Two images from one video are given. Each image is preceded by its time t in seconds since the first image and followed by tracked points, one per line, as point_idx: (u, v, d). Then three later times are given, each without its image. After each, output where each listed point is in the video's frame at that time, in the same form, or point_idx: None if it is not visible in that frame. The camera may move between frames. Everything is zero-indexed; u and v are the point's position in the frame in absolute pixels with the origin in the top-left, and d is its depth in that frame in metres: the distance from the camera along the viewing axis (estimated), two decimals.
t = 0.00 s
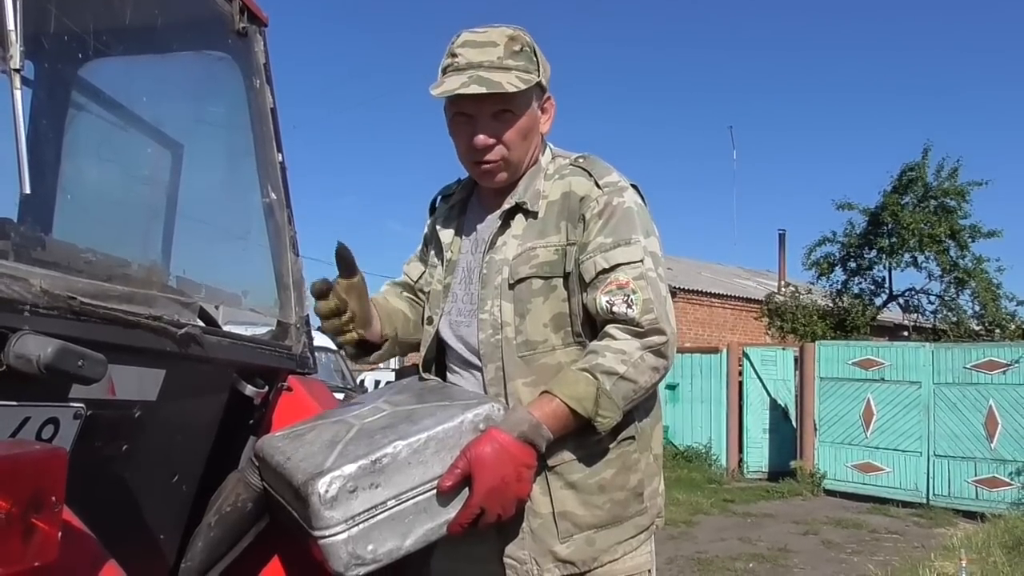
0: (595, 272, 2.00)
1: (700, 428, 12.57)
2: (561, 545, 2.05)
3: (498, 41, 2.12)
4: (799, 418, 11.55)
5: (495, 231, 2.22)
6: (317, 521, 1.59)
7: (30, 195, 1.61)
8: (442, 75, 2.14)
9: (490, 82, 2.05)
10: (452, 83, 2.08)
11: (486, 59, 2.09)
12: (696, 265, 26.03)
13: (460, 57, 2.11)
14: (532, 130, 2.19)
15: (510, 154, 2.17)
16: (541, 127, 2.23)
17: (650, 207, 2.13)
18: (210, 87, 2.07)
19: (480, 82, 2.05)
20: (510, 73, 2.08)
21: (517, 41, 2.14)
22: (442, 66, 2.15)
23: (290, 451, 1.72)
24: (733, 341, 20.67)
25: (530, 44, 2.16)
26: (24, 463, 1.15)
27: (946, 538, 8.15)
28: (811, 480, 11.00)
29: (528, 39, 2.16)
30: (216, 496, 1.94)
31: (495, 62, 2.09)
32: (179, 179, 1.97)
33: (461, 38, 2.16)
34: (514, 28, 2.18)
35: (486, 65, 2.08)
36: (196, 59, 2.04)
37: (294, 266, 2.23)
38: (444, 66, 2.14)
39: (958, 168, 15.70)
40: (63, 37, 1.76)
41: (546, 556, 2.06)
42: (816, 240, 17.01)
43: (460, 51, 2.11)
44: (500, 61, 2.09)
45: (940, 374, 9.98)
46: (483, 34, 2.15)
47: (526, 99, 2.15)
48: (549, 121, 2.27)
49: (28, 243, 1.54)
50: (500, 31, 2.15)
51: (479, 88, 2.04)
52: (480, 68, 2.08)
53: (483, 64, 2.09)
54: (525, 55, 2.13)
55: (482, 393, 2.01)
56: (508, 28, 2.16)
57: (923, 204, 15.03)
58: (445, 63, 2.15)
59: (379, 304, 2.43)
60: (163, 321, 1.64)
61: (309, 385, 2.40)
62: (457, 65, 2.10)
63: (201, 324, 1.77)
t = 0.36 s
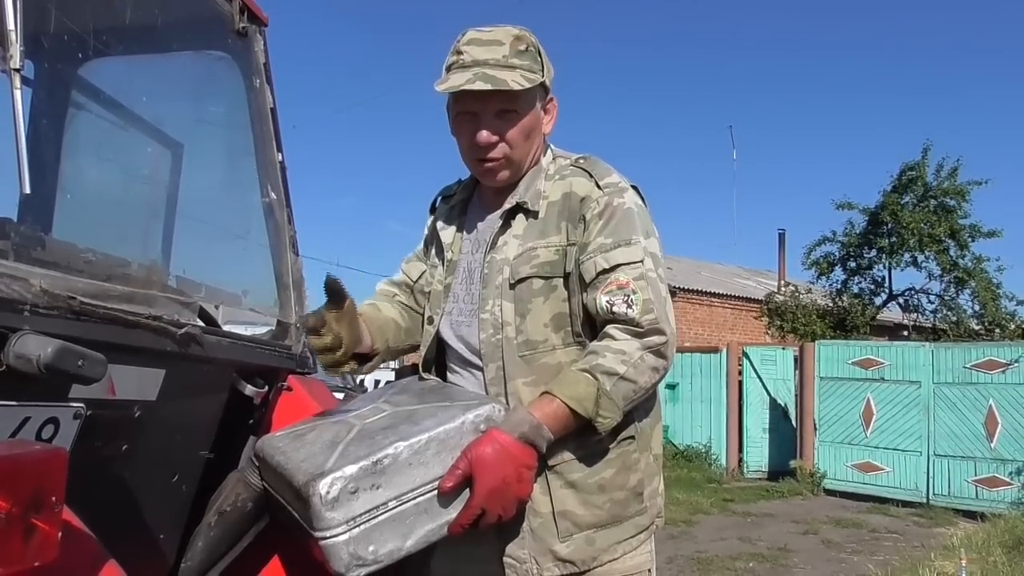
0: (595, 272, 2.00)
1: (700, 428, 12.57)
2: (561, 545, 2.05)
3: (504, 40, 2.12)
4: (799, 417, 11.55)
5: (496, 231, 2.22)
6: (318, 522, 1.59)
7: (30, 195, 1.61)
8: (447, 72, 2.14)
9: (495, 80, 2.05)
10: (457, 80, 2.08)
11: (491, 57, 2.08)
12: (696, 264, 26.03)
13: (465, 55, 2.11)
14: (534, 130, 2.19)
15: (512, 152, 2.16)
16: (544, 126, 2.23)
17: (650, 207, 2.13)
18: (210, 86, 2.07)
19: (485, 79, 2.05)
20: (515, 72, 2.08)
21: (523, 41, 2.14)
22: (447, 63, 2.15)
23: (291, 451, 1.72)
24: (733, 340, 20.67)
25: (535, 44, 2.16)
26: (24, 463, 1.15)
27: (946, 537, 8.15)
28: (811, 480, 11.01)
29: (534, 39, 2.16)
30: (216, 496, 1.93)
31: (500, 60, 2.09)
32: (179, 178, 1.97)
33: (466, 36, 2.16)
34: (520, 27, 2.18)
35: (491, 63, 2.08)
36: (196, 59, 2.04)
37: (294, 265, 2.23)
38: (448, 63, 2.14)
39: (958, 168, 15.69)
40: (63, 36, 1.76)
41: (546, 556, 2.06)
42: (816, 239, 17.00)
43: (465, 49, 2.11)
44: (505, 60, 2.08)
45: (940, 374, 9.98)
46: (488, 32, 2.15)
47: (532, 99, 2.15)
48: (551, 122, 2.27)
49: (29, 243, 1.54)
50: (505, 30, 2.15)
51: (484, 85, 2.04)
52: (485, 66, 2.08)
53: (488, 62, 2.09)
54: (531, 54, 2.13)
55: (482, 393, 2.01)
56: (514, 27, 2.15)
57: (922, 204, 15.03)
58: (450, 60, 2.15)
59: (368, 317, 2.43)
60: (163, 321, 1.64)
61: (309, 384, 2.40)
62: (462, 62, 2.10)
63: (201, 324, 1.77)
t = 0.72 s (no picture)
0: (596, 272, 2.00)
1: (700, 428, 12.57)
2: (563, 544, 2.05)
3: (497, 46, 2.11)
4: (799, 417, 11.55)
5: (497, 232, 2.22)
6: (318, 521, 1.59)
7: (30, 195, 1.60)
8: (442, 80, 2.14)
9: (488, 90, 2.05)
10: (451, 89, 2.07)
11: (485, 65, 2.09)
12: (696, 264, 26.03)
13: (458, 63, 2.11)
14: (531, 135, 2.19)
15: (508, 159, 2.17)
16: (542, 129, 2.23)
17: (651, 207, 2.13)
18: (210, 86, 2.07)
19: (478, 89, 2.05)
20: (509, 80, 2.08)
21: (517, 46, 2.13)
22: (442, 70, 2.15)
23: (292, 451, 1.72)
24: (733, 340, 20.67)
25: (529, 48, 2.15)
26: (26, 462, 1.15)
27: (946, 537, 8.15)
28: (811, 480, 11.01)
29: (528, 43, 2.16)
30: (217, 495, 1.94)
31: (493, 68, 2.09)
32: (180, 178, 1.97)
33: (460, 42, 2.16)
34: (515, 30, 2.17)
35: (485, 72, 2.08)
36: (196, 58, 2.04)
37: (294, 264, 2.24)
38: (443, 71, 2.14)
39: (958, 168, 15.68)
40: (64, 36, 1.76)
41: (548, 556, 2.06)
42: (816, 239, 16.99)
43: (458, 57, 2.11)
44: (499, 68, 2.08)
45: (940, 374, 9.98)
46: (482, 38, 2.15)
47: (527, 104, 2.14)
48: (549, 124, 2.26)
49: (29, 243, 1.54)
50: (499, 35, 2.14)
51: (477, 96, 2.04)
52: (478, 74, 2.08)
53: (482, 70, 2.09)
54: (525, 59, 2.13)
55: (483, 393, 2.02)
56: (508, 32, 2.15)
57: (923, 204, 15.02)
58: (445, 68, 2.15)
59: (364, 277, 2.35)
60: (164, 320, 1.65)
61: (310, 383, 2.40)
62: (455, 71, 2.10)
63: (201, 323, 1.77)
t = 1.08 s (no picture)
0: (597, 272, 2.00)
1: (700, 428, 12.57)
2: (563, 545, 2.05)
3: (469, 56, 2.09)
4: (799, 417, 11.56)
5: (496, 232, 2.21)
6: (319, 521, 1.59)
7: (32, 193, 1.60)
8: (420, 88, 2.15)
9: (445, 104, 2.04)
10: (417, 101, 2.09)
11: (452, 77, 2.08)
12: (696, 264, 26.02)
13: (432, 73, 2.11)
14: (507, 144, 2.14)
15: (483, 167, 2.15)
16: (524, 137, 2.17)
17: (652, 207, 2.13)
18: (211, 85, 2.08)
19: (436, 104, 2.05)
20: (472, 93, 2.06)
21: (490, 56, 2.10)
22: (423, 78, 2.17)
23: (292, 450, 1.73)
24: (733, 340, 20.67)
25: (505, 56, 2.11)
26: (27, 460, 1.15)
27: (946, 537, 8.15)
28: (811, 479, 11.02)
29: (504, 51, 2.11)
30: (217, 494, 1.94)
31: (459, 81, 2.07)
32: (180, 176, 1.97)
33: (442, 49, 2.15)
34: (495, 37, 2.13)
35: (451, 84, 2.07)
36: (197, 58, 2.04)
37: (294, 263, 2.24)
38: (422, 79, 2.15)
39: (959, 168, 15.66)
40: (66, 35, 1.76)
41: (549, 556, 2.06)
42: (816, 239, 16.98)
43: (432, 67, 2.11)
44: (464, 80, 2.07)
45: (940, 374, 9.98)
46: (461, 45, 2.12)
47: (496, 116, 2.10)
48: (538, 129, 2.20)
49: (31, 241, 1.54)
50: (475, 43, 2.11)
51: (430, 112, 2.04)
52: (443, 86, 2.07)
53: (448, 82, 2.08)
54: (495, 69, 2.09)
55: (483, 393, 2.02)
56: (485, 39, 2.11)
57: (923, 204, 15.02)
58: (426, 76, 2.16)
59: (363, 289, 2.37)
60: (165, 319, 1.65)
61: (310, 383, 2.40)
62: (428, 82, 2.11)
63: (202, 322, 1.77)
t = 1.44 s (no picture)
0: (597, 275, 2.00)
1: (700, 428, 12.57)
2: (566, 547, 2.06)
3: (451, 65, 2.08)
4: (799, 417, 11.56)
5: (496, 234, 2.22)
6: (319, 519, 1.60)
7: (34, 192, 1.61)
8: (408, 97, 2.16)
9: (427, 116, 2.05)
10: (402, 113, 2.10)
11: (435, 87, 2.08)
12: (696, 263, 26.01)
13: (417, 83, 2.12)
14: (495, 151, 2.14)
15: (473, 175, 2.17)
16: (513, 144, 2.17)
17: (653, 208, 2.14)
18: (212, 84, 2.08)
19: (418, 116, 2.06)
20: (454, 104, 2.06)
21: (472, 64, 2.09)
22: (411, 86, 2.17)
23: (293, 450, 1.73)
24: (733, 339, 20.67)
25: (487, 63, 2.10)
26: (29, 459, 1.15)
27: (946, 537, 8.16)
28: (811, 479, 11.03)
29: (486, 57, 2.10)
30: (217, 493, 1.94)
31: (441, 90, 2.07)
32: (181, 175, 1.97)
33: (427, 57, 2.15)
34: (478, 43, 2.12)
35: (433, 96, 2.07)
36: (198, 57, 2.04)
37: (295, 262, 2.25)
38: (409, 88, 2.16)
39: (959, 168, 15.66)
40: (68, 34, 1.76)
41: (552, 558, 2.06)
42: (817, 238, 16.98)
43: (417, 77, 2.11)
44: (446, 90, 2.07)
45: (940, 374, 9.98)
46: (444, 53, 2.12)
47: (479, 124, 2.10)
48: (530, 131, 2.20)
49: (32, 240, 1.56)
50: (457, 50, 2.10)
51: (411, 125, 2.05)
52: (427, 97, 2.08)
53: (431, 92, 2.09)
54: (478, 77, 2.08)
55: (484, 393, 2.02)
56: (466, 46, 2.11)
57: (923, 204, 15.03)
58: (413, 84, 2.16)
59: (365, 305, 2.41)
60: (166, 318, 1.65)
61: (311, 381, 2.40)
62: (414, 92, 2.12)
63: (203, 321, 1.78)
